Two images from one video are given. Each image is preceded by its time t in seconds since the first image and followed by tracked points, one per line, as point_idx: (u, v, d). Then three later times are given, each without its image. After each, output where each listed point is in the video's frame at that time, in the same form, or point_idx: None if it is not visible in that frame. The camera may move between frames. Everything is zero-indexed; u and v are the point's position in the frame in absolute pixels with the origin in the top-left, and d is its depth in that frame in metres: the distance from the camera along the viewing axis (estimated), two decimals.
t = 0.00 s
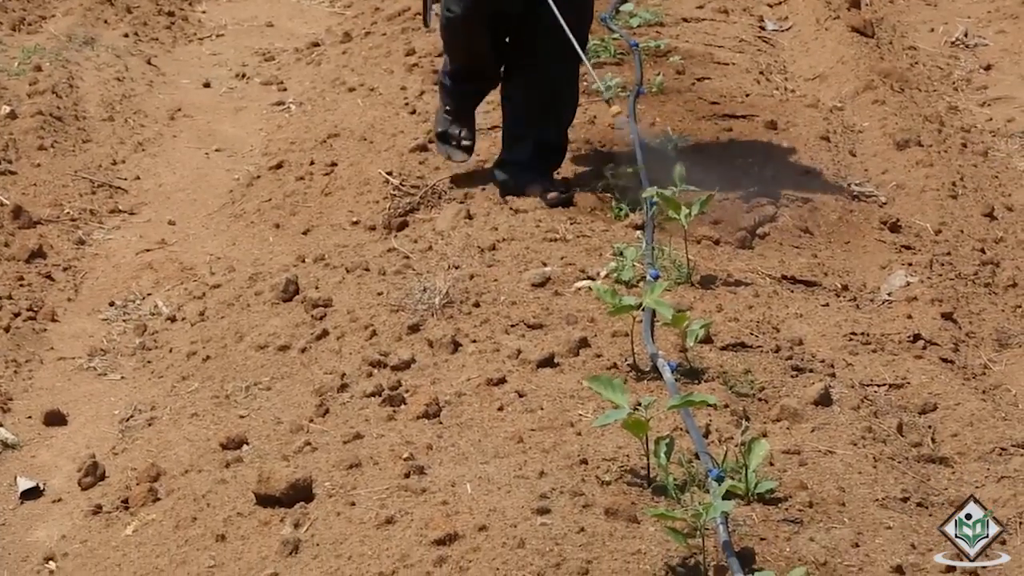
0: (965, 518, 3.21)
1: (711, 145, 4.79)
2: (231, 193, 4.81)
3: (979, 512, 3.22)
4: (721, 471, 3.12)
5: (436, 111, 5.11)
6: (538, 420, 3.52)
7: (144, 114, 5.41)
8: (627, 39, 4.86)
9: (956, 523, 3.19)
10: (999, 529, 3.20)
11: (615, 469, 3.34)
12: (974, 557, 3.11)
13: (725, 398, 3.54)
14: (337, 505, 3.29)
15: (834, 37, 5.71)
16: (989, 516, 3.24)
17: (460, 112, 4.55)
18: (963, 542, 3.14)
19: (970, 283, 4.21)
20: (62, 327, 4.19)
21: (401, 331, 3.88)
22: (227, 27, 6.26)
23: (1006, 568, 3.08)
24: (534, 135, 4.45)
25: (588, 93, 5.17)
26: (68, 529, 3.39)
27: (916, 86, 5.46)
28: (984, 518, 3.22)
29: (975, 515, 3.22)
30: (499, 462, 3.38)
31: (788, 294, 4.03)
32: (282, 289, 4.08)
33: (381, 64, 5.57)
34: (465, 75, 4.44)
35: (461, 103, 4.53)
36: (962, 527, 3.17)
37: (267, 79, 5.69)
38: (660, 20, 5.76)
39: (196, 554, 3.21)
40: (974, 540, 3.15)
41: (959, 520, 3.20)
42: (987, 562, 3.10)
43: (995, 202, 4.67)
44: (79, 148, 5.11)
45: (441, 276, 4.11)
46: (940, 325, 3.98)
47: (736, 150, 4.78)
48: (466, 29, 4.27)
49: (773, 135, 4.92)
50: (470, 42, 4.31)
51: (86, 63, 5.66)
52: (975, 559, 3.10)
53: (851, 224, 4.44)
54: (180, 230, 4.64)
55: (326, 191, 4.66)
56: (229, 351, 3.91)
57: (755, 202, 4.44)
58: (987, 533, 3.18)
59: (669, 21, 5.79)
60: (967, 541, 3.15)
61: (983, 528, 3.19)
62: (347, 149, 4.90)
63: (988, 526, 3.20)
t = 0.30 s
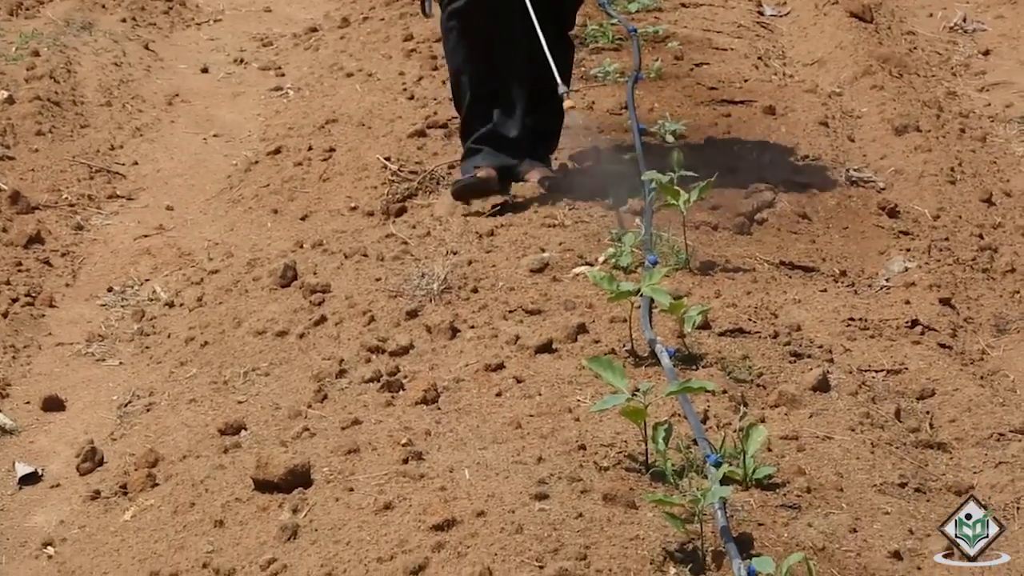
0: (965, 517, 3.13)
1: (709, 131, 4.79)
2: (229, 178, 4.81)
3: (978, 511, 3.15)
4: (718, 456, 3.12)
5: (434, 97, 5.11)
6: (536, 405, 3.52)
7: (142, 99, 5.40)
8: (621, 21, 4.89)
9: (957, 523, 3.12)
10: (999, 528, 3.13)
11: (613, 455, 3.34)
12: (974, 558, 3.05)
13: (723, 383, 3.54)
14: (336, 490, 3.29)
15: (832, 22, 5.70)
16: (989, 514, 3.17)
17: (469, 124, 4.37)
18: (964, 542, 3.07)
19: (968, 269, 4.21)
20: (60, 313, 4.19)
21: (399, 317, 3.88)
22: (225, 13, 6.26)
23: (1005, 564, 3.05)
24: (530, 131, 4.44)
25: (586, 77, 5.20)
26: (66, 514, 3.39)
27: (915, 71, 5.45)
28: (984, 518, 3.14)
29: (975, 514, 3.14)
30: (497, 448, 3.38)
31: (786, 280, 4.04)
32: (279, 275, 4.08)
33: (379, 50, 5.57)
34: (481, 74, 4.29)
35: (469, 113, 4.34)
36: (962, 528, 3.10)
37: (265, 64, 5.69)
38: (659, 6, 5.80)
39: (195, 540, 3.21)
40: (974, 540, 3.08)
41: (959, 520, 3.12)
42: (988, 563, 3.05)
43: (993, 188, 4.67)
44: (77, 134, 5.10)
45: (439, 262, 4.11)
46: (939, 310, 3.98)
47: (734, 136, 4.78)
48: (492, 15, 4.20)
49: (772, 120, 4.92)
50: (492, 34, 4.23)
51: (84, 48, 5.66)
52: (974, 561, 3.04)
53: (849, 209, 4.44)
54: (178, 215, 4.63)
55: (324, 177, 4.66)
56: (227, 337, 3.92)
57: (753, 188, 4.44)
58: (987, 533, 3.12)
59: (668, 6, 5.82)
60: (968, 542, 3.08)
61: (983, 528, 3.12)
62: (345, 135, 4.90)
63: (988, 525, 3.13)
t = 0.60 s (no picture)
0: (965, 517, 3.11)
1: (709, 120, 4.79)
2: (229, 167, 4.81)
3: (979, 511, 3.13)
4: (718, 445, 3.12)
5: (434, 86, 5.12)
6: (536, 394, 3.52)
7: (141, 88, 5.40)
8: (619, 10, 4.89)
9: (957, 523, 3.10)
10: (999, 529, 3.11)
11: (613, 443, 3.34)
12: (974, 557, 3.02)
13: (723, 372, 3.55)
14: (336, 479, 3.29)
15: (832, 11, 5.70)
16: (989, 515, 3.15)
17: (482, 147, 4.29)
18: (964, 542, 3.05)
19: (967, 257, 4.22)
20: (60, 302, 4.19)
21: (398, 306, 3.88)
22: (224, 2, 6.26)
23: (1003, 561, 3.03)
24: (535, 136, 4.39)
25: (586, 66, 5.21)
26: (66, 503, 3.40)
27: (914, 59, 5.45)
28: (984, 518, 3.13)
29: (975, 514, 3.12)
30: (497, 437, 3.38)
31: (786, 268, 4.04)
32: (279, 264, 4.08)
33: (379, 38, 5.58)
34: (492, 99, 4.19)
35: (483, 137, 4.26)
36: (962, 527, 3.08)
37: (264, 53, 5.69)
38: None
39: (195, 528, 3.22)
40: (974, 540, 3.06)
41: (959, 520, 3.10)
42: (988, 562, 3.02)
43: (993, 176, 4.67)
44: (76, 122, 5.10)
45: (439, 251, 4.11)
46: (938, 299, 3.98)
47: (734, 124, 4.78)
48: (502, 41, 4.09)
49: (771, 109, 4.93)
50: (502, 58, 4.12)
51: (83, 37, 5.66)
52: (975, 560, 3.02)
53: (848, 198, 4.44)
54: (178, 204, 4.63)
55: (324, 165, 4.66)
56: (227, 326, 3.92)
57: (752, 177, 4.44)
58: (987, 533, 3.10)
59: None
60: (968, 542, 3.06)
61: (983, 528, 3.10)
62: (344, 124, 4.90)
63: (988, 526, 3.11)
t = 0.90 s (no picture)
0: (965, 517, 3.09)
1: (709, 107, 4.79)
2: (229, 154, 4.81)
3: (978, 511, 3.11)
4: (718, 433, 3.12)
5: (434, 73, 5.12)
6: (536, 382, 3.52)
7: (142, 75, 5.40)
8: None
9: (957, 523, 3.07)
10: (999, 529, 3.08)
11: (613, 431, 3.34)
12: (973, 557, 3.00)
13: (723, 359, 3.55)
14: (336, 466, 3.30)
15: None
16: (989, 516, 3.12)
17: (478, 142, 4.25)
18: (964, 542, 3.03)
19: (968, 245, 4.21)
20: (60, 289, 4.19)
21: (399, 294, 3.89)
22: None
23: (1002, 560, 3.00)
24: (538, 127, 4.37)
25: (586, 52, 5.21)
26: (67, 490, 3.40)
27: (915, 47, 5.44)
28: (983, 518, 3.10)
29: (974, 514, 3.10)
30: (497, 424, 3.39)
31: (786, 255, 4.03)
32: (279, 252, 4.08)
33: (379, 25, 5.58)
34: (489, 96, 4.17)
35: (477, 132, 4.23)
36: (962, 527, 3.06)
37: (265, 40, 5.68)
38: None
39: (195, 515, 3.22)
40: (974, 540, 3.04)
41: (959, 520, 3.08)
42: (988, 562, 2.99)
43: (993, 163, 4.66)
44: (76, 109, 5.10)
45: (439, 238, 4.11)
46: (939, 287, 3.98)
47: (735, 112, 4.78)
48: (494, 39, 4.09)
49: (772, 96, 4.93)
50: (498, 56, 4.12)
51: (83, 24, 5.65)
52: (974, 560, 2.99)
53: (849, 185, 4.44)
54: (178, 191, 4.63)
55: (325, 153, 4.66)
56: (227, 313, 3.92)
57: (753, 165, 4.44)
58: (987, 533, 3.07)
59: None
60: (968, 542, 3.03)
61: (983, 528, 3.08)
62: (345, 111, 4.90)
63: (988, 526, 3.09)
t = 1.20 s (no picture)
0: (965, 517, 3.04)
1: (710, 92, 4.79)
2: (229, 139, 4.80)
3: (978, 511, 3.06)
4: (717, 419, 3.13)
5: (434, 59, 5.13)
6: (536, 367, 3.52)
7: (141, 59, 5.40)
8: None
9: (957, 523, 3.03)
10: (999, 529, 3.03)
11: (613, 416, 3.35)
12: (973, 557, 2.96)
13: (723, 345, 3.55)
14: (336, 451, 3.30)
15: None
16: (989, 515, 3.07)
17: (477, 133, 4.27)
18: (964, 542, 2.98)
19: (968, 231, 4.21)
20: (60, 273, 4.19)
21: (398, 279, 3.89)
22: None
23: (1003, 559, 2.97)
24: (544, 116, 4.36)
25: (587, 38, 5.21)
26: (66, 474, 3.40)
27: (916, 32, 5.44)
28: (984, 518, 3.05)
29: (974, 514, 3.05)
30: (497, 409, 3.39)
31: (786, 241, 4.03)
32: (279, 237, 4.08)
33: (379, 11, 5.57)
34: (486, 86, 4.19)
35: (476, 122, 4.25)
36: (961, 527, 3.01)
37: (264, 25, 5.68)
38: None
39: (195, 500, 3.22)
40: (975, 540, 2.99)
41: (959, 520, 3.03)
42: (989, 561, 2.96)
43: (994, 149, 4.66)
44: (76, 94, 5.09)
45: (438, 222, 4.11)
46: (938, 273, 3.98)
47: (735, 97, 4.78)
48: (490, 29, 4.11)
49: (772, 82, 4.92)
50: (494, 47, 4.13)
51: (83, 8, 5.65)
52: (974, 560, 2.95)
53: (849, 171, 4.44)
54: (178, 175, 4.63)
55: (324, 138, 4.66)
56: (226, 298, 3.92)
57: (753, 151, 4.44)
58: (988, 533, 3.02)
59: None
60: (968, 542, 2.99)
61: (983, 528, 3.03)
62: (344, 96, 4.90)
63: (988, 525, 3.03)
